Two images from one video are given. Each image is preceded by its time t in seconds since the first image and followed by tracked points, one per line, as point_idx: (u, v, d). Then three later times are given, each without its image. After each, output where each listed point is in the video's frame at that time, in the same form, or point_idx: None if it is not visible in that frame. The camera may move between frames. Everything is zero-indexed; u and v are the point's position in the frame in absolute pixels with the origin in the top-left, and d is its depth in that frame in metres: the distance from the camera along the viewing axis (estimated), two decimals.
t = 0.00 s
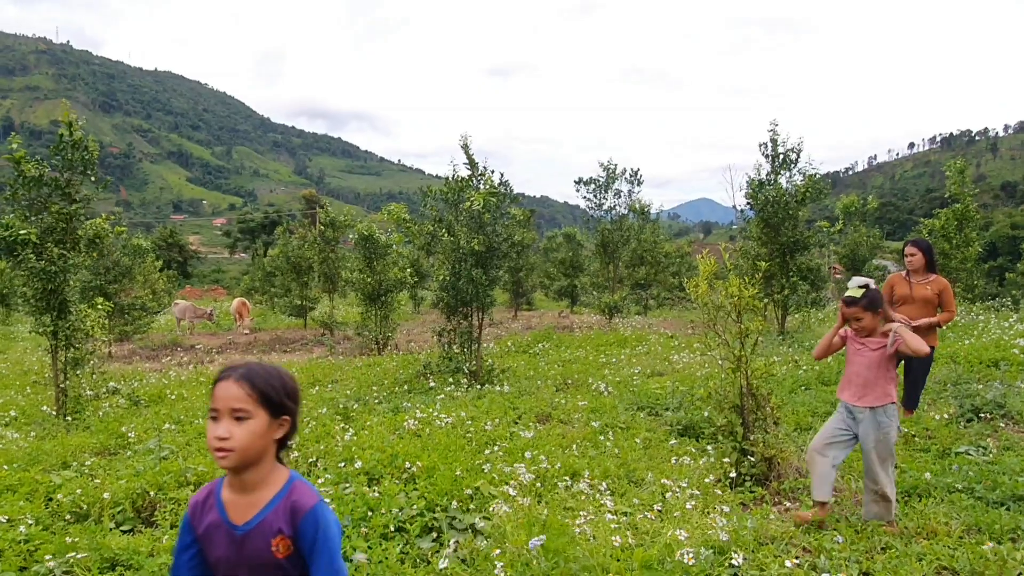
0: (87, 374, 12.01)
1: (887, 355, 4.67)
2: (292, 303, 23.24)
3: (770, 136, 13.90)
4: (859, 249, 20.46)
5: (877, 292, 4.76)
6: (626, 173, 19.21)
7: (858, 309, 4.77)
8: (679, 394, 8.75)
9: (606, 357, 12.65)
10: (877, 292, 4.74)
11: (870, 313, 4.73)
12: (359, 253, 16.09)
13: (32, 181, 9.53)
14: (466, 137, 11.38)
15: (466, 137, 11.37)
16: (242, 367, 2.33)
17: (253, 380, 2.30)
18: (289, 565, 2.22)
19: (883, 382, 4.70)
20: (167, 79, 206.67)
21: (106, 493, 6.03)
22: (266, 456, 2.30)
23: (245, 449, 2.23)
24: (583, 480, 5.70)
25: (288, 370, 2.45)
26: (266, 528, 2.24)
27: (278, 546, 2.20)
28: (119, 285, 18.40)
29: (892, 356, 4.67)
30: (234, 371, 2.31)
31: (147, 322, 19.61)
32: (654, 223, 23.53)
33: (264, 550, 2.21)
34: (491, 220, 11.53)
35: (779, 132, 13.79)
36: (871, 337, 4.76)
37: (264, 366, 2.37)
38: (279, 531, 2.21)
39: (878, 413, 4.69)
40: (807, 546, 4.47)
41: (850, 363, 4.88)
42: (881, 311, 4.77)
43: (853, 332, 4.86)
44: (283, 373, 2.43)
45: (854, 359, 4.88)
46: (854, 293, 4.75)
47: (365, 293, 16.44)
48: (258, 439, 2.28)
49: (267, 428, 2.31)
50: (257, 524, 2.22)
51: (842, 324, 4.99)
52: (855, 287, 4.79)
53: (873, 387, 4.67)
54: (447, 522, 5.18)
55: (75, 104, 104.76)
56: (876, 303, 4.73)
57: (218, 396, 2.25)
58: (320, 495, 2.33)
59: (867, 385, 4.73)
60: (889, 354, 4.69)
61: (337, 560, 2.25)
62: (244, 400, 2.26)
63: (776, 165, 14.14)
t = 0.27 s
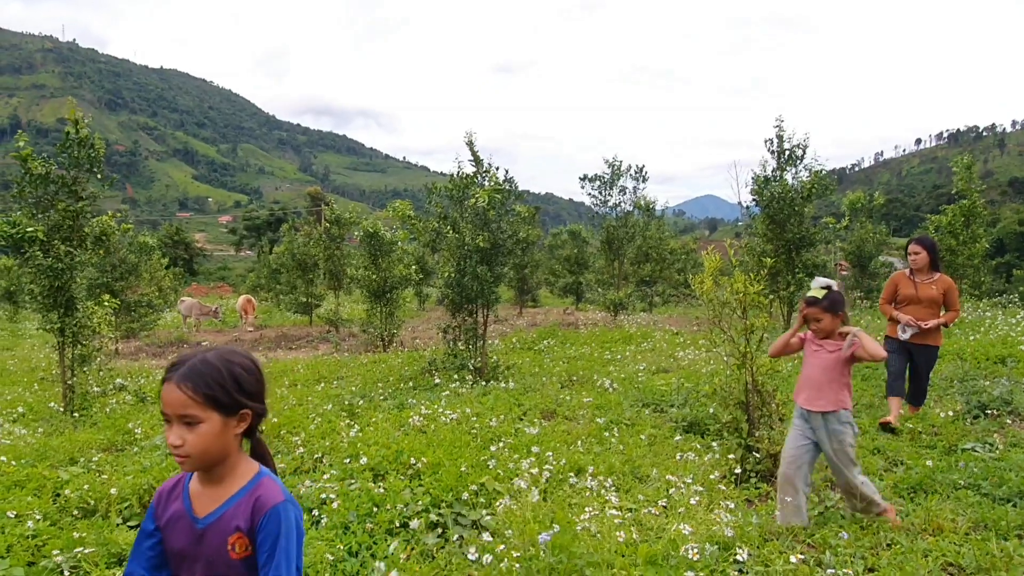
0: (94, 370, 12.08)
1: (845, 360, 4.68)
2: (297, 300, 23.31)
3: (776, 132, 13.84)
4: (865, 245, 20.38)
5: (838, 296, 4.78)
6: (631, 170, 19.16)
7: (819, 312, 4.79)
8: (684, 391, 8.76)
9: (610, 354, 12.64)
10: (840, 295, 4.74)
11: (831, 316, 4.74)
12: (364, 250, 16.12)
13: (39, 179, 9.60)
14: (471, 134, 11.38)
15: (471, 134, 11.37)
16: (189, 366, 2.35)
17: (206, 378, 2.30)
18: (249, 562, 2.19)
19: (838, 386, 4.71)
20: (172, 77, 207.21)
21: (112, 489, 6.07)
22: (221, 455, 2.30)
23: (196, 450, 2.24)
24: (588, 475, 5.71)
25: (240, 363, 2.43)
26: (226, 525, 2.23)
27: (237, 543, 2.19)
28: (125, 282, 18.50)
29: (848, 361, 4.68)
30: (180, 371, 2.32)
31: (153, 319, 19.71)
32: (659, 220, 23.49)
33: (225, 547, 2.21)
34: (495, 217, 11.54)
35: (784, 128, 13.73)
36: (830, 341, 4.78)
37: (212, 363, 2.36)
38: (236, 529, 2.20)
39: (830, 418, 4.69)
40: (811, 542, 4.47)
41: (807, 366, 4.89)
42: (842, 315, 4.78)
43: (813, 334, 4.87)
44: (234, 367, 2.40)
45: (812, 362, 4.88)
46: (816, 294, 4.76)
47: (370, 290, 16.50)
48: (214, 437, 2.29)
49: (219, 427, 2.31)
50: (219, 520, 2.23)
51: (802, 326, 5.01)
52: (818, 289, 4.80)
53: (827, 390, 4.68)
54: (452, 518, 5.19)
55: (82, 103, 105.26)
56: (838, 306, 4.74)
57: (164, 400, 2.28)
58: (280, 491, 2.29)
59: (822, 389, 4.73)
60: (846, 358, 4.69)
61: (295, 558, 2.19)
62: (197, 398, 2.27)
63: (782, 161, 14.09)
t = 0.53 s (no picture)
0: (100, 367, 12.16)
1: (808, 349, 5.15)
2: (302, 296, 23.36)
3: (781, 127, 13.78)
4: (871, 241, 20.28)
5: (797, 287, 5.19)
6: (636, 165, 19.12)
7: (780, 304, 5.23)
8: (689, 387, 8.75)
9: (615, 349, 12.64)
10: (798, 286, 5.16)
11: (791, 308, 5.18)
12: (369, 247, 16.14)
13: (45, 176, 9.65)
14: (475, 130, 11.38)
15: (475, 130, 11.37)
16: (147, 401, 2.12)
17: (161, 420, 2.06)
18: None
19: (804, 372, 5.22)
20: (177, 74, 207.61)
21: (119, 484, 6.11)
22: (177, 499, 2.12)
23: (147, 497, 2.07)
24: (593, 471, 5.71)
25: (206, 399, 2.13)
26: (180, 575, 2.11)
27: None
28: (131, 279, 18.58)
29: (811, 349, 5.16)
30: (137, 406, 2.10)
31: (159, 316, 19.80)
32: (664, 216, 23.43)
33: None
34: (500, 213, 11.54)
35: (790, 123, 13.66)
36: (793, 330, 5.25)
37: (171, 400, 2.09)
38: None
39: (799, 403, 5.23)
40: (816, 537, 4.47)
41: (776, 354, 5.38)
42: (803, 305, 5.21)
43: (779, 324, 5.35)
44: (197, 405, 2.11)
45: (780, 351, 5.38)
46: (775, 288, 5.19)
47: (375, 287, 16.54)
48: (170, 483, 2.09)
49: (175, 472, 2.10)
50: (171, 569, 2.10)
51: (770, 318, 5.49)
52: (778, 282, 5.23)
53: (793, 379, 5.21)
54: (457, 513, 5.21)
55: (87, 100, 105.61)
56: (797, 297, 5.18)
57: (118, 437, 2.09)
58: (237, 551, 2.10)
59: (791, 377, 5.25)
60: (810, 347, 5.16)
61: None
62: (150, 441, 2.06)
63: (787, 157, 14.03)
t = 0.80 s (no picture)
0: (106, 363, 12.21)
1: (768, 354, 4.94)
2: (307, 293, 23.43)
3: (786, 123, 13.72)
4: (876, 237, 20.18)
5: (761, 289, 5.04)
6: (640, 161, 19.07)
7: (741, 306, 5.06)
8: (693, 382, 8.75)
9: (619, 345, 12.64)
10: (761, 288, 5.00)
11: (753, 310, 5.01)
12: (373, 243, 16.16)
13: (50, 173, 9.70)
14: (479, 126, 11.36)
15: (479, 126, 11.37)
16: (75, 400, 1.72)
17: (83, 425, 1.68)
18: None
19: (764, 379, 4.99)
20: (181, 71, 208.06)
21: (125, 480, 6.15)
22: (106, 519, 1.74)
23: (61, 514, 1.70)
24: (597, 466, 5.72)
25: (146, 410, 1.69)
26: None
27: None
28: (136, 276, 18.66)
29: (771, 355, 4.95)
30: (64, 405, 1.72)
31: (164, 312, 19.90)
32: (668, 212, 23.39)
33: None
34: (503, 209, 11.53)
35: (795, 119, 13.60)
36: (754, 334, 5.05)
37: (103, 402, 1.69)
38: None
39: (756, 410, 4.97)
40: (821, 532, 4.47)
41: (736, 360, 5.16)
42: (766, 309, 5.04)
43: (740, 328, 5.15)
44: (133, 414, 1.68)
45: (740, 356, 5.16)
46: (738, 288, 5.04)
47: (379, 283, 16.58)
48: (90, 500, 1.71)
49: (97, 490, 1.71)
50: None
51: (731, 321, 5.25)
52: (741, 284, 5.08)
53: (752, 384, 4.96)
54: (461, 508, 5.23)
55: (92, 98, 105.96)
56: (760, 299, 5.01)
57: (46, 436, 1.75)
58: None
59: (749, 382, 5.02)
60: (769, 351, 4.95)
61: None
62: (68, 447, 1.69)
63: (792, 152, 13.98)
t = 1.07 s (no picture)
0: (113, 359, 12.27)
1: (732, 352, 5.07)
2: (312, 290, 23.49)
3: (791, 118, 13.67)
4: (882, 233, 20.09)
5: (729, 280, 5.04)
6: (645, 158, 19.03)
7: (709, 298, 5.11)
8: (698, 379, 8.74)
9: (624, 342, 12.63)
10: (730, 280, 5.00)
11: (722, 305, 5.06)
12: (378, 240, 16.19)
13: (56, 170, 9.75)
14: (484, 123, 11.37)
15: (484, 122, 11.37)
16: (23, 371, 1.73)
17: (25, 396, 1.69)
18: None
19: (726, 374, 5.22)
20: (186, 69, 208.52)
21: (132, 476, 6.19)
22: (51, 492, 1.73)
23: (1, 482, 1.72)
24: (602, 462, 5.73)
25: (83, 380, 1.65)
26: None
27: None
28: (142, 273, 18.75)
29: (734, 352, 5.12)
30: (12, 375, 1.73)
31: (170, 310, 19.99)
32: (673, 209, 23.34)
33: None
34: (508, 206, 11.53)
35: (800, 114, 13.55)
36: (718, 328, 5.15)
37: (45, 370, 1.69)
38: None
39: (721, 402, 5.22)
40: (827, 529, 4.46)
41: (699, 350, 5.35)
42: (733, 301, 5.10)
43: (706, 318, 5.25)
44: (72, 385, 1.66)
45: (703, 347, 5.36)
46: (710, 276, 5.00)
47: (384, 280, 16.61)
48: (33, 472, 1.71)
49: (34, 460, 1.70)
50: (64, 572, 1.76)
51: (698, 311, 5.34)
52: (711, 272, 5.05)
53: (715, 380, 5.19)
54: (466, 504, 5.25)
55: (98, 96, 106.33)
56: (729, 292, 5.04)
57: None
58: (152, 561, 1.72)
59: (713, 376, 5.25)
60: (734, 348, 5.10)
61: None
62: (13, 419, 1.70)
63: (797, 148, 13.93)
